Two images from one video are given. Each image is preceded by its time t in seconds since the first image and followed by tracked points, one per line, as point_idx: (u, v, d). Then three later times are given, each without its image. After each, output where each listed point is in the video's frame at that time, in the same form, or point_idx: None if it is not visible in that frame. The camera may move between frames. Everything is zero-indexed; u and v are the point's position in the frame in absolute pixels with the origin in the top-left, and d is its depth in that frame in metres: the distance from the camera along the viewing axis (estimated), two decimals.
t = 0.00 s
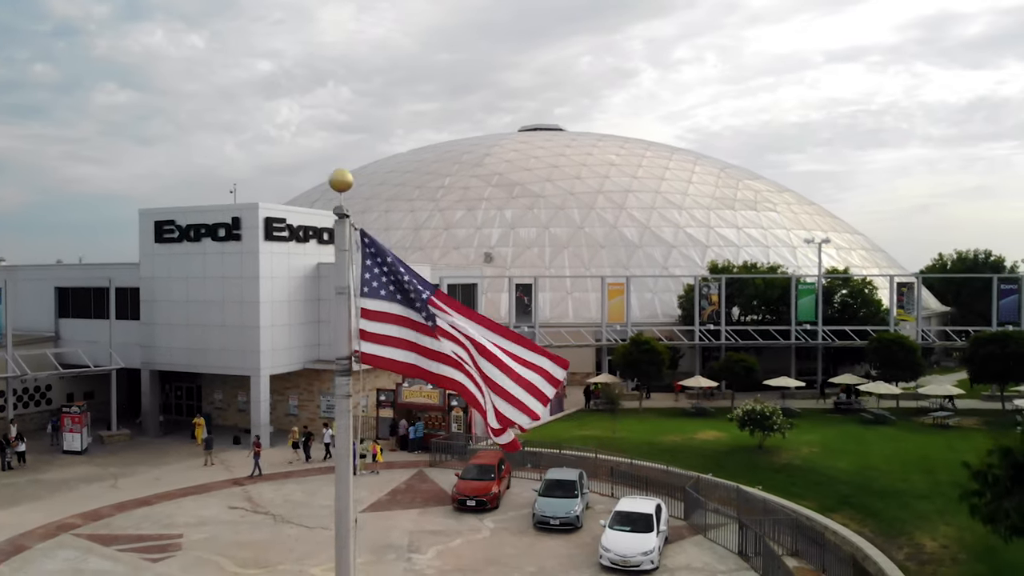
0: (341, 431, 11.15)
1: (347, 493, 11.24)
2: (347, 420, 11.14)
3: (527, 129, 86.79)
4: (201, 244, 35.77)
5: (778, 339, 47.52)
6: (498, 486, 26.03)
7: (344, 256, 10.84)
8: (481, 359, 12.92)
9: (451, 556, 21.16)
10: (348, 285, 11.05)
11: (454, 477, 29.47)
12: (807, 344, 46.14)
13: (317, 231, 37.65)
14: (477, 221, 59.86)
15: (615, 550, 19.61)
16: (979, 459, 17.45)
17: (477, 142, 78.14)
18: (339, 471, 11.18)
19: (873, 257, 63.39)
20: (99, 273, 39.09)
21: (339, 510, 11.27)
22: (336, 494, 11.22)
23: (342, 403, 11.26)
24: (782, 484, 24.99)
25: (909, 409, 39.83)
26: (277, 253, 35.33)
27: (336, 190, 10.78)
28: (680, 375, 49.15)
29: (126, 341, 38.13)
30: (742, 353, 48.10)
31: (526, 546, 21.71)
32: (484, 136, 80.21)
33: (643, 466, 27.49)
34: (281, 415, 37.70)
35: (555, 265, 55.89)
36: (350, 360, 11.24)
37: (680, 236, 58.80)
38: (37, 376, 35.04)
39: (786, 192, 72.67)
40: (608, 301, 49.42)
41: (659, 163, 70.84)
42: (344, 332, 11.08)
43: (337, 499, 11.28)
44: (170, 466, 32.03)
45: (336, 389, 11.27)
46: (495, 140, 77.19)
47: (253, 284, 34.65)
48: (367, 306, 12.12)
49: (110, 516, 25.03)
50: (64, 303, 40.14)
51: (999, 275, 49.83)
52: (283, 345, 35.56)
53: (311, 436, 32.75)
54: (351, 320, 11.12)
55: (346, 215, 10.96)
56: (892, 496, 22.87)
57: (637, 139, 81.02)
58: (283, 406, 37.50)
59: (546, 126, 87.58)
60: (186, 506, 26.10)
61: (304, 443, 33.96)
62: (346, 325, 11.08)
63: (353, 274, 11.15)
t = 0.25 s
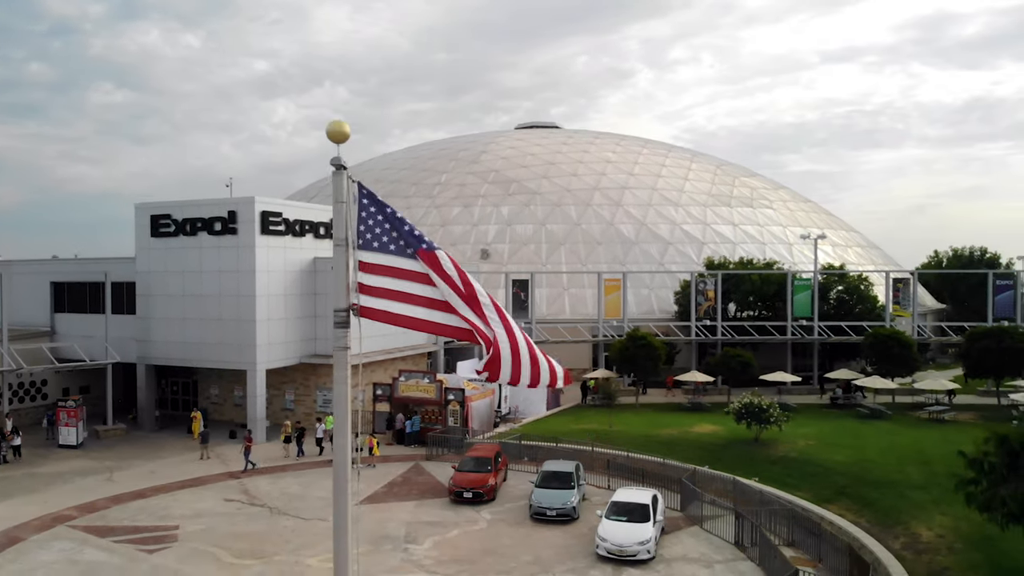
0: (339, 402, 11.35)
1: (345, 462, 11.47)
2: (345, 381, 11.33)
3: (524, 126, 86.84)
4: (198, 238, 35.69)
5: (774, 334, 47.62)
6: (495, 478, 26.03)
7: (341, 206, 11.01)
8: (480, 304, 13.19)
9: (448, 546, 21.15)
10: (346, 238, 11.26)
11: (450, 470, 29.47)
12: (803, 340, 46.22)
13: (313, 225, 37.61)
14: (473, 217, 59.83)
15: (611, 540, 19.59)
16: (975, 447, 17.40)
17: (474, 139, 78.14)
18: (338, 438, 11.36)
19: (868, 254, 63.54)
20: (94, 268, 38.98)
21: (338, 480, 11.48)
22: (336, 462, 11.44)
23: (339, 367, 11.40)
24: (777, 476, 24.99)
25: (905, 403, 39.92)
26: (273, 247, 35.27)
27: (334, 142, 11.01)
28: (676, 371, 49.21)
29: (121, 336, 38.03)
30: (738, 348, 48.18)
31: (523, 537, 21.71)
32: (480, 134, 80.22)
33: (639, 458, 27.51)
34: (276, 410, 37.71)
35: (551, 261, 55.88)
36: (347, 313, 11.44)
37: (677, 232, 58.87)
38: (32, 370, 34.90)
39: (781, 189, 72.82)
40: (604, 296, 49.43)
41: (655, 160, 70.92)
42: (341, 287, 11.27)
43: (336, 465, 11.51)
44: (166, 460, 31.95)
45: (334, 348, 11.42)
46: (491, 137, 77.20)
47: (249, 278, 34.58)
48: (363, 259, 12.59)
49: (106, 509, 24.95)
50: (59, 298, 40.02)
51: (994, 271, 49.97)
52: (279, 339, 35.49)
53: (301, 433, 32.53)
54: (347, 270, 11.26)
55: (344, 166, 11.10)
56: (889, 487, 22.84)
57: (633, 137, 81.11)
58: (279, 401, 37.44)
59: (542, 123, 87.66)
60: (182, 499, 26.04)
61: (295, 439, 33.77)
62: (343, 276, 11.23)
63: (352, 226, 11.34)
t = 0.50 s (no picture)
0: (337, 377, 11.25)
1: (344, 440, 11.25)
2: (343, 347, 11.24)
3: (520, 125, 86.88)
4: (194, 232, 35.63)
5: (770, 331, 47.71)
6: (492, 471, 26.02)
7: (338, 158, 11.14)
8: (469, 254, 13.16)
9: (445, 537, 21.12)
10: (342, 189, 11.42)
11: (447, 463, 29.44)
12: (799, 336, 46.30)
13: (310, 220, 37.57)
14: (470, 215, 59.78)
15: (608, 530, 19.58)
16: (972, 436, 17.40)
17: (470, 137, 78.15)
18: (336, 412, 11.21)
19: (865, 252, 63.66)
20: (90, 263, 38.90)
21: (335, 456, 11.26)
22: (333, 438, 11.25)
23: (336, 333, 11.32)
24: (774, 468, 25.03)
25: (901, 399, 39.98)
26: (269, 242, 35.22)
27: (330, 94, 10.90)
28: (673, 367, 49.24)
29: (118, 331, 37.95)
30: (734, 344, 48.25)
31: (520, 528, 21.70)
32: (477, 132, 80.22)
33: (636, 451, 27.55)
34: (273, 405, 37.57)
35: (548, 258, 55.85)
36: (344, 267, 11.45)
37: (673, 229, 58.90)
38: (28, 365, 34.81)
39: (778, 187, 72.93)
40: (601, 293, 49.40)
41: (652, 158, 71.00)
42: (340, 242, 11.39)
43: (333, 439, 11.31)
44: (162, 455, 31.86)
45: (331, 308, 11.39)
46: (488, 135, 77.20)
47: (245, 273, 34.53)
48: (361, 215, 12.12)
49: (102, 501, 24.87)
50: (55, 294, 39.94)
51: (989, 268, 50.11)
52: (276, 333, 35.44)
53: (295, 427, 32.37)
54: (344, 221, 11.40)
55: (340, 119, 11.17)
56: (885, 479, 22.83)
57: (630, 135, 81.19)
58: (276, 396, 37.38)
59: (538, 122, 87.73)
60: (178, 492, 25.98)
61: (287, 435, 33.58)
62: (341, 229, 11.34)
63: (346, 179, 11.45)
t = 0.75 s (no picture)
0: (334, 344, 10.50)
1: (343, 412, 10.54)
2: (342, 307, 10.45)
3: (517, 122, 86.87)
4: (190, 226, 35.54)
5: (767, 326, 47.76)
6: (489, 463, 26.01)
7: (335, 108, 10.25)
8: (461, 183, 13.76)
9: (441, 528, 21.11)
10: (340, 140, 10.38)
11: (444, 456, 29.43)
12: (795, 331, 46.37)
13: (306, 214, 37.50)
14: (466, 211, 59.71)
15: (605, 519, 19.59)
16: (968, 424, 17.38)
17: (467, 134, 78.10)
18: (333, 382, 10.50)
19: (861, 249, 63.77)
20: (86, 257, 38.79)
21: (334, 431, 10.49)
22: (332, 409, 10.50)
23: (335, 293, 10.55)
24: (771, 460, 25.04)
25: (897, 393, 40.04)
26: (266, 235, 35.15)
27: (329, 48, 10.33)
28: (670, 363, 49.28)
29: (114, 325, 37.87)
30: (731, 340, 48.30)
31: (516, 519, 21.71)
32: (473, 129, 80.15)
33: (633, 443, 27.56)
34: (269, 399, 37.50)
35: (545, 254, 55.82)
36: (343, 218, 10.60)
37: (670, 226, 58.93)
38: (23, 359, 34.69)
39: (774, 184, 73.05)
40: (598, 289, 49.30)
41: (648, 155, 71.08)
42: (338, 185, 10.31)
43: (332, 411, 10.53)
44: (158, 448, 31.80)
45: (330, 265, 10.64)
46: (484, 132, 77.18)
47: (241, 266, 34.43)
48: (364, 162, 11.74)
49: (97, 493, 24.80)
50: (51, 288, 39.83)
51: (985, 263, 50.25)
52: (272, 327, 35.36)
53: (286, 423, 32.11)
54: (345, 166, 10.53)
55: (337, 70, 10.34)
56: (882, 470, 22.77)
57: (626, 133, 81.24)
58: (272, 390, 37.31)
59: (535, 119, 87.74)
60: (174, 484, 25.92)
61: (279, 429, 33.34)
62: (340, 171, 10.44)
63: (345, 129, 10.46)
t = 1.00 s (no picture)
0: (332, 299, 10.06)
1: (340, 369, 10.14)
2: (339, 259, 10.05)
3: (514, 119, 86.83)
4: (186, 220, 35.48)
5: (763, 322, 47.83)
6: (486, 455, 26.01)
7: (330, 56, 10.09)
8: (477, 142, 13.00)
9: (438, 519, 21.09)
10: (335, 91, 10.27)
11: (441, 450, 29.42)
12: (792, 327, 46.42)
13: (302, 208, 37.44)
14: (463, 208, 59.66)
15: (602, 510, 19.57)
16: (965, 413, 17.37)
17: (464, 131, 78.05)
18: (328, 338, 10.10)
19: (857, 246, 63.88)
20: (82, 252, 38.69)
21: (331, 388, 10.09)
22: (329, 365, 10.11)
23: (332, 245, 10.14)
24: (768, 452, 25.04)
25: (893, 389, 40.09)
26: (262, 229, 35.08)
27: None
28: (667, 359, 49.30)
29: (109, 320, 37.78)
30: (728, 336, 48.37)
31: (513, 510, 21.70)
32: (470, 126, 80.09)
33: (629, 436, 27.58)
34: (265, 394, 37.41)
35: (542, 251, 55.81)
36: (338, 167, 10.29)
37: (667, 223, 58.95)
38: (18, 353, 34.58)
39: (771, 182, 73.12)
40: (594, 284, 48.81)
41: (645, 152, 71.13)
42: (333, 139, 10.27)
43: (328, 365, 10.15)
44: (154, 442, 31.73)
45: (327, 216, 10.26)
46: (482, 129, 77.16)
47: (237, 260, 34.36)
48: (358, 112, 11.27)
49: (93, 485, 24.72)
50: (47, 283, 39.72)
51: (981, 260, 50.35)
52: (268, 322, 35.29)
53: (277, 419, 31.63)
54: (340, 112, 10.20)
55: (334, 18, 10.03)
56: (879, 461, 22.74)
57: (623, 130, 81.26)
58: (268, 385, 37.24)
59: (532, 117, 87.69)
60: (170, 477, 25.86)
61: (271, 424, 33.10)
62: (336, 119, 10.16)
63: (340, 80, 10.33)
